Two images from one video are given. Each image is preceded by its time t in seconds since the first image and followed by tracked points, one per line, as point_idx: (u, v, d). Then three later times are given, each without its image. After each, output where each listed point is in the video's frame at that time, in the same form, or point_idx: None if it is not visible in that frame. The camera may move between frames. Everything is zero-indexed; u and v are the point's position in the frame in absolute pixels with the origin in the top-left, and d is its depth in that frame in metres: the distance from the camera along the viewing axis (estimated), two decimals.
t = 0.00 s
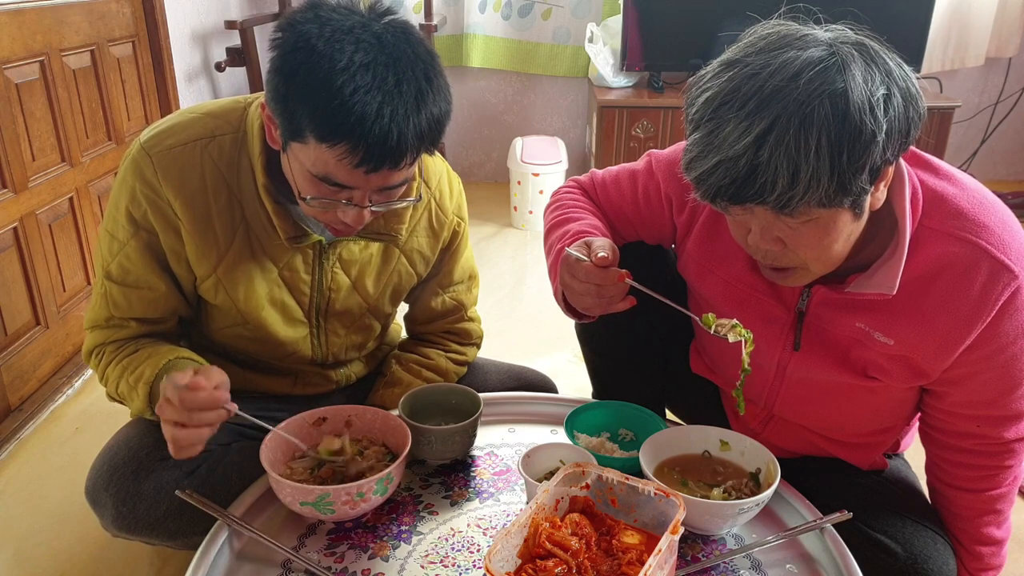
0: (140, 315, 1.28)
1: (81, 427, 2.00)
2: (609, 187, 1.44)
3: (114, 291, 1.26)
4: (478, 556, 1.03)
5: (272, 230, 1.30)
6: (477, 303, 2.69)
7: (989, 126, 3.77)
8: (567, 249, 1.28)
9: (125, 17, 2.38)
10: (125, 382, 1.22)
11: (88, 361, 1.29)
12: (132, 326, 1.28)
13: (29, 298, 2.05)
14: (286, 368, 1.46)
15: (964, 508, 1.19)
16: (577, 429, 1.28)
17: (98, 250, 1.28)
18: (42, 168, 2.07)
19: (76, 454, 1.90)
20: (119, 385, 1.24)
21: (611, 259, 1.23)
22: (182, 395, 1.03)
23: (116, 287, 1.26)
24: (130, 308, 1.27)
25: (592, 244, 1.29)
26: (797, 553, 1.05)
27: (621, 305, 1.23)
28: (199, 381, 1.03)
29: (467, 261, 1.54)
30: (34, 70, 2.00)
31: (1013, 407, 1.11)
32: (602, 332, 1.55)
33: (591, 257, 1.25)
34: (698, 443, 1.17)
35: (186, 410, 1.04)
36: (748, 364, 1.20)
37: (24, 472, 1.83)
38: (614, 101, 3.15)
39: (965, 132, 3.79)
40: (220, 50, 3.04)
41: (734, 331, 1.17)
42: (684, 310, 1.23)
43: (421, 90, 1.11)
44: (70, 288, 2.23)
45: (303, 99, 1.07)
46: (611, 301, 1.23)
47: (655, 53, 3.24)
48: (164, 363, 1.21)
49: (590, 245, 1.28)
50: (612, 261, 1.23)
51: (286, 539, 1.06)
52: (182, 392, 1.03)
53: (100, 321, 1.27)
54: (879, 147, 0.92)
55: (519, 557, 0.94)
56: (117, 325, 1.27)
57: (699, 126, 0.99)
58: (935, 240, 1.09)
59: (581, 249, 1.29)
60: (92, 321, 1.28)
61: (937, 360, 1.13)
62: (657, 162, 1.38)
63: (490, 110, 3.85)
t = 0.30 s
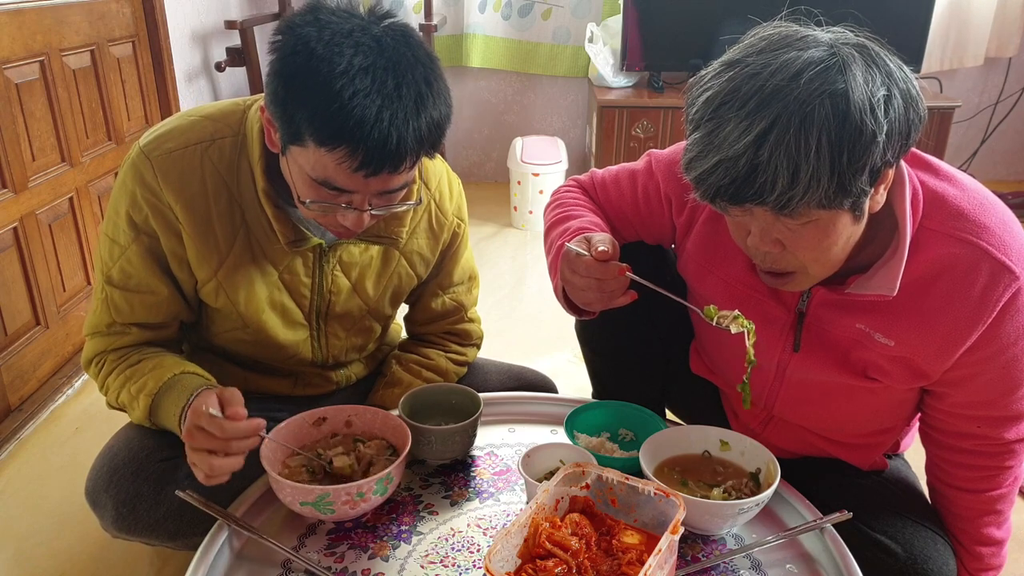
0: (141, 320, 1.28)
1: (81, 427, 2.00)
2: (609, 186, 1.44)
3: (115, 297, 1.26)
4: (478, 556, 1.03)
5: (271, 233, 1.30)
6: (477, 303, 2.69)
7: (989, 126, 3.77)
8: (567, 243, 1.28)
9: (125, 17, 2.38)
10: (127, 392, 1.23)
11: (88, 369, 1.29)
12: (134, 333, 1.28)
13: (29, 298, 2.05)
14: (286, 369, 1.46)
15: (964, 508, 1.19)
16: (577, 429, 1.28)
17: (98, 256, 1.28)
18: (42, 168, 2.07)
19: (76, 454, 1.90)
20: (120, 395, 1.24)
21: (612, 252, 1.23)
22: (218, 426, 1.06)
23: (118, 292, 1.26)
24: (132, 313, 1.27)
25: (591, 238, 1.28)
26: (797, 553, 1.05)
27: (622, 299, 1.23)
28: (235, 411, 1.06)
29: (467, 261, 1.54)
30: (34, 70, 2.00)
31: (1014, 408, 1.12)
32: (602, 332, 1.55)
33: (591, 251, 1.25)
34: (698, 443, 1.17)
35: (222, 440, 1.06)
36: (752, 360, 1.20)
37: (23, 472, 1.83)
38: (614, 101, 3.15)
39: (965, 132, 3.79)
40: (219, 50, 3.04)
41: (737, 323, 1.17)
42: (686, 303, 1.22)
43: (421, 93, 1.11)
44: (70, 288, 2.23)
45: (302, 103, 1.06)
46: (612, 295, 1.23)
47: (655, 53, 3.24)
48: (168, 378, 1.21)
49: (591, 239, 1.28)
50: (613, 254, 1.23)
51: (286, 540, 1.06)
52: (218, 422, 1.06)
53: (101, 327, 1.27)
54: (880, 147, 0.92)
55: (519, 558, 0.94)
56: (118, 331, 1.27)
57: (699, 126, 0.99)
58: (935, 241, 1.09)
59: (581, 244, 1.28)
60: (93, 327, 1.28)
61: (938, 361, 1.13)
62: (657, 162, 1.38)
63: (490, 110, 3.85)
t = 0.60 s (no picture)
0: (141, 321, 1.28)
1: (81, 427, 2.00)
2: (609, 186, 1.44)
3: (115, 298, 1.26)
4: (478, 556, 1.03)
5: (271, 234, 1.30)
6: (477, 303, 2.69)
7: (989, 126, 3.77)
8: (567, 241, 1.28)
9: (125, 17, 2.38)
10: (125, 394, 1.23)
11: (87, 371, 1.28)
12: (134, 334, 1.28)
13: (29, 298, 2.05)
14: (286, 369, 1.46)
15: (964, 508, 1.20)
16: (577, 429, 1.28)
17: (97, 257, 1.28)
18: (42, 168, 2.07)
19: (77, 454, 1.90)
20: (119, 396, 1.24)
21: (612, 249, 1.23)
22: (195, 446, 1.05)
23: (117, 293, 1.26)
24: (132, 315, 1.27)
25: (591, 235, 1.28)
26: (797, 553, 1.05)
27: (625, 296, 1.22)
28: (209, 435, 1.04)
29: (467, 261, 1.54)
30: (34, 70, 2.00)
31: (1014, 408, 1.12)
32: (602, 332, 1.56)
33: (591, 248, 1.25)
34: (698, 443, 1.17)
35: (202, 460, 1.05)
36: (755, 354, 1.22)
37: (23, 472, 1.82)
38: (614, 101, 3.15)
39: (965, 132, 3.79)
40: (219, 49, 3.04)
41: (739, 317, 1.17)
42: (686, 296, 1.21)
43: (417, 94, 1.11)
44: (70, 288, 2.23)
45: (297, 103, 1.06)
46: (614, 292, 1.23)
47: (655, 53, 3.24)
48: (166, 381, 1.21)
49: (590, 237, 1.28)
50: (613, 251, 1.23)
51: (286, 539, 1.06)
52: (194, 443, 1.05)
53: (101, 328, 1.27)
54: (880, 147, 0.92)
55: (519, 557, 0.94)
56: (118, 332, 1.27)
57: (699, 125, 0.99)
58: (935, 242, 1.09)
59: (581, 241, 1.28)
60: (92, 328, 1.28)
61: (938, 361, 1.13)
62: (657, 162, 1.38)
63: (490, 110, 3.85)
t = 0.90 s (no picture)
0: (141, 323, 1.28)
1: (81, 427, 2.00)
2: (609, 186, 1.44)
3: (115, 300, 1.26)
4: (478, 556, 1.03)
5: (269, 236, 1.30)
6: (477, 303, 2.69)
7: (989, 126, 3.77)
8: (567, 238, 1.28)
9: (125, 17, 2.38)
10: (125, 395, 1.23)
11: (87, 373, 1.28)
12: (134, 336, 1.28)
13: (29, 298, 2.05)
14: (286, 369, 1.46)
15: (964, 508, 1.20)
16: (577, 429, 1.28)
17: (97, 259, 1.28)
18: (42, 168, 2.07)
19: (77, 454, 1.90)
20: (119, 397, 1.24)
21: (613, 247, 1.23)
22: (177, 443, 1.05)
23: (117, 296, 1.26)
24: (132, 316, 1.27)
25: (592, 233, 1.29)
26: (797, 553, 1.05)
27: (626, 293, 1.23)
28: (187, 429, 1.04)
29: (467, 261, 1.54)
30: (34, 70, 2.00)
31: (1014, 408, 1.12)
32: (603, 331, 1.56)
33: (591, 246, 1.25)
34: (698, 443, 1.17)
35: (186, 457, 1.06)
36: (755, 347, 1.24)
37: (24, 472, 1.82)
38: (614, 101, 3.15)
39: (965, 132, 3.79)
40: (219, 49, 3.04)
41: (739, 316, 1.17)
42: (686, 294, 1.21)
43: (413, 95, 1.11)
44: (70, 288, 2.23)
45: (293, 105, 1.06)
46: (614, 289, 1.24)
47: (655, 53, 3.24)
48: (166, 381, 1.21)
49: (591, 234, 1.28)
50: (614, 249, 1.23)
51: (286, 539, 1.06)
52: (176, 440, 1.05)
53: (101, 330, 1.27)
54: (878, 147, 0.92)
55: (519, 557, 0.94)
56: (119, 334, 1.27)
57: (697, 125, 0.99)
58: (935, 242, 1.09)
59: (582, 239, 1.28)
60: (93, 331, 1.28)
61: (937, 362, 1.13)
62: (657, 162, 1.38)
63: (490, 110, 3.85)
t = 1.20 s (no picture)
0: (143, 324, 1.28)
1: (81, 427, 2.00)
2: (609, 186, 1.44)
3: (116, 301, 1.26)
4: (478, 556, 1.03)
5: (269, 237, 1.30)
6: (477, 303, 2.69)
7: (989, 126, 3.77)
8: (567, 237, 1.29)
9: (125, 17, 2.38)
10: (127, 394, 1.23)
11: (89, 374, 1.29)
12: (135, 337, 1.28)
13: (29, 298, 2.05)
14: (286, 370, 1.46)
15: (964, 509, 1.20)
16: (577, 429, 1.28)
17: (97, 260, 1.28)
18: (42, 168, 2.07)
19: (76, 454, 1.90)
20: (120, 396, 1.24)
21: (613, 244, 1.23)
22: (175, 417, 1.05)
23: (118, 297, 1.26)
24: (133, 318, 1.27)
25: (591, 231, 1.29)
26: (797, 553, 1.05)
27: (625, 292, 1.23)
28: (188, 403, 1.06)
29: (467, 262, 1.54)
30: (34, 70, 2.00)
31: (1014, 410, 1.12)
32: (603, 331, 1.55)
33: (591, 244, 1.26)
34: (698, 443, 1.17)
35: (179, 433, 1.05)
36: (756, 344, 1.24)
37: (24, 472, 1.82)
38: (614, 101, 3.15)
39: (965, 132, 3.79)
40: (219, 49, 3.04)
41: (739, 313, 1.17)
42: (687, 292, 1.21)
43: (415, 98, 1.11)
44: (70, 288, 2.23)
45: (295, 109, 1.06)
46: (614, 288, 1.23)
47: (655, 53, 3.24)
48: (169, 381, 1.21)
49: (590, 233, 1.28)
50: (614, 246, 1.23)
51: (286, 539, 1.06)
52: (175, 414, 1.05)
53: (103, 332, 1.27)
54: (876, 147, 0.92)
55: (519, 557, 0.94)
56: (120, 335, 1.28)
57: (696, 125, 1.00)
58: (935, 244, 1.09)
59: (581, 237, 1.29)
60: (94, 331, 1.28)
61: (938, 364, 1.13)
62: (657, 163, 1.38)
63: (490, 110, 3.85)
